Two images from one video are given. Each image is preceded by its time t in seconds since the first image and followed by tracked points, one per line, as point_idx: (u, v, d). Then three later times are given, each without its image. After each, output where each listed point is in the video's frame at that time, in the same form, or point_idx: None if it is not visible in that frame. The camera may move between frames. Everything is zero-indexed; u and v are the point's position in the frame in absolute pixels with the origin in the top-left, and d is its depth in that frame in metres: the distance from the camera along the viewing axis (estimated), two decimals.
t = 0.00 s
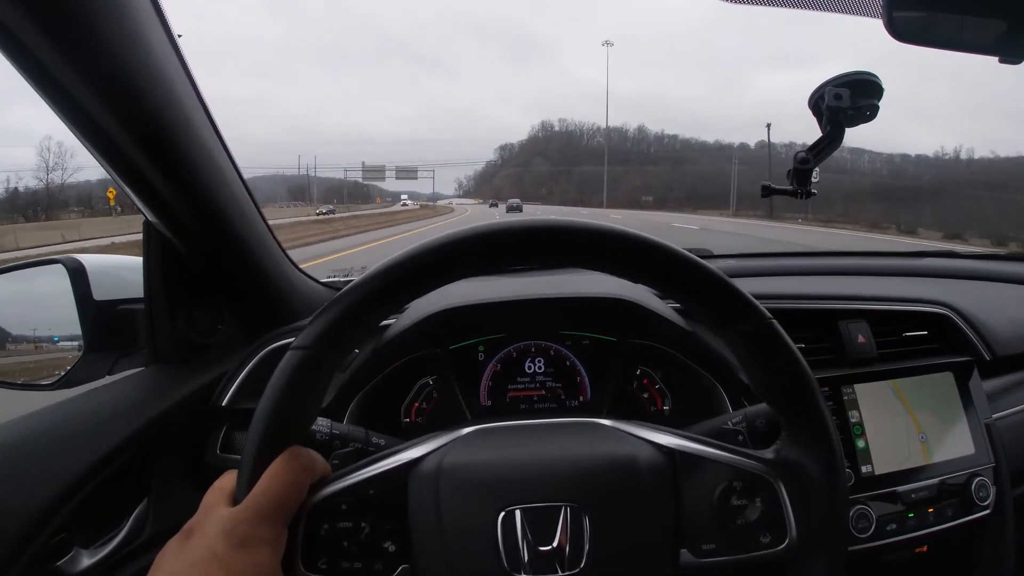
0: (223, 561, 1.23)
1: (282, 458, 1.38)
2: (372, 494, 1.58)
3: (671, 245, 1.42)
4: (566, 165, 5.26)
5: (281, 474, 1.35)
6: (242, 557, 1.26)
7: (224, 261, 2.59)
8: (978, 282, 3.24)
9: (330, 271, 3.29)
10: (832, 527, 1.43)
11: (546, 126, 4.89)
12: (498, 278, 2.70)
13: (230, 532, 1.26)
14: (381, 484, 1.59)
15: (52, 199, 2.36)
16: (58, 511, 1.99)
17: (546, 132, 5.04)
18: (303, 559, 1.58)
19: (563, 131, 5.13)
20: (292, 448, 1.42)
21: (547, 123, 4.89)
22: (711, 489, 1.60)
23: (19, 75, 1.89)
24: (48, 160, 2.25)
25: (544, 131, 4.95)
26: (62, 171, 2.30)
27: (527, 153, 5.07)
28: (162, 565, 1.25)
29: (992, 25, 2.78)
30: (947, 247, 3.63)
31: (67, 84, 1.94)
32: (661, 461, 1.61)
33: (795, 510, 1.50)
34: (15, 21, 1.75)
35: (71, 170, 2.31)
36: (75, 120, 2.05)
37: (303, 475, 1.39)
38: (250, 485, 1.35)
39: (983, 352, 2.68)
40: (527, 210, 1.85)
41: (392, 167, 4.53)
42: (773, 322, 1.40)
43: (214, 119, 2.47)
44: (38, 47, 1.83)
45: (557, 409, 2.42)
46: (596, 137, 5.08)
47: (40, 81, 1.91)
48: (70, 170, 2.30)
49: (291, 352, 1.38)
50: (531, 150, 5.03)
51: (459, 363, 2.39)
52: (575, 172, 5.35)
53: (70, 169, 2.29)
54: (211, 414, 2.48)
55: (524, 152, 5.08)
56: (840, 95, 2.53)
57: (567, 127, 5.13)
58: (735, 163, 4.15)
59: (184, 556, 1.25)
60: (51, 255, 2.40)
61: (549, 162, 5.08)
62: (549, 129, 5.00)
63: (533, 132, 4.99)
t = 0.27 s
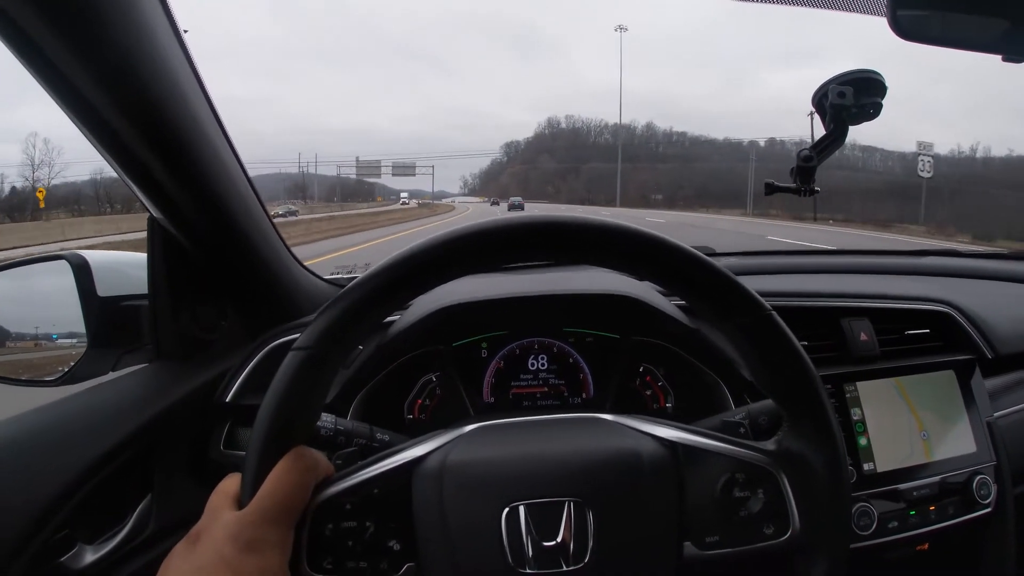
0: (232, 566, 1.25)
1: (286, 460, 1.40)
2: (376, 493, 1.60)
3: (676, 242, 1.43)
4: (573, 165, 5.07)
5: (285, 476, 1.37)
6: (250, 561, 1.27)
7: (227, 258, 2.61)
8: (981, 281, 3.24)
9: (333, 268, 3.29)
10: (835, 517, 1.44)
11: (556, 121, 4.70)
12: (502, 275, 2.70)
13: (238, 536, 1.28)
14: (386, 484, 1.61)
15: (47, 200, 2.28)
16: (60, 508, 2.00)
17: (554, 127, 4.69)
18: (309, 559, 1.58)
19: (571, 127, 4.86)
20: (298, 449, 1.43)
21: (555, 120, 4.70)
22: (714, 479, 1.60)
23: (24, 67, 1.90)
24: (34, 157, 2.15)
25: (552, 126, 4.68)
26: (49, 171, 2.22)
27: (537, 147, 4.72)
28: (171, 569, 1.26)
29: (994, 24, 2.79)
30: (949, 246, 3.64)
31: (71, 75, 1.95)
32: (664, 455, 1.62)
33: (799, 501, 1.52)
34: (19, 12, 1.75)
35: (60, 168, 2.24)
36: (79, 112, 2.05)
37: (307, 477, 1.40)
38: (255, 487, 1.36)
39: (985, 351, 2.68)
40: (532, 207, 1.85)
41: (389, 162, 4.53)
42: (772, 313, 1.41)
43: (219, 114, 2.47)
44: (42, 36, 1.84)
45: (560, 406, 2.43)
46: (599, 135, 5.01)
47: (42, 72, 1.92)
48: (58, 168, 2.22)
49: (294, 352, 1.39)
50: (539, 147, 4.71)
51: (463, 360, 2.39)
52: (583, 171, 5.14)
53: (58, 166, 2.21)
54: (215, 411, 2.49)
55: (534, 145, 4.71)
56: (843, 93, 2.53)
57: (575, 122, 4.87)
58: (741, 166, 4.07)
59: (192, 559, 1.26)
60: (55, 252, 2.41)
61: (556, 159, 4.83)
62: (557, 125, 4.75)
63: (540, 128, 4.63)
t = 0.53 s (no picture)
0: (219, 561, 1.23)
1: (273, 457, 1.38)
2: (365, 492, 1.58)
3: (666, 239, 1.41)
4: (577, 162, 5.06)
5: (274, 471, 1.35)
6: (237, 557, 1.25)
7: (221, 256, 2.58)
8: (981, 277, 3.22)
9: (328, 267, 3.28)
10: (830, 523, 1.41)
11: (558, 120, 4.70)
12: (496, 274, 2.69)
13: (225, 531, 1.26)
14: (374, 484, 1.59)
15: (32, 201, 2.27)
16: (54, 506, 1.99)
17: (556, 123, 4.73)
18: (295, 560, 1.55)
19: (576, 124, 4.83)
20: (282, 447, 1.41)
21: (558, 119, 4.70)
22: (708, 482, 1.57)
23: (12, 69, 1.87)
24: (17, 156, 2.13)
25: (555, 124, 4.69)
26: (31, 171, 2.20)
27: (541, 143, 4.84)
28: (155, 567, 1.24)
29: (992, 19, 2.77)
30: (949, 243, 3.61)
31: (62, 80, 1.93)
32: (655, 455, 1.61)
33: (794, 500, 1.49)
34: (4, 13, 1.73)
35: (43, 168, 2.21)
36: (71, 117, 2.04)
37: (296, 474, 1.38)
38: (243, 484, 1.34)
39: (983, 347, 2.66)
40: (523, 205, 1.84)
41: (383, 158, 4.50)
42: (765, 310, 1.39)
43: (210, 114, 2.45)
44: (31, 41, 1.82)
45: (555, 404, 2.40)
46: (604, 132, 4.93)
47: (34, 79, 1.90)
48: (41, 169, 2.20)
49: (282, 349, 1.37)
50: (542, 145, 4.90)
51: (456, 360, 2.37)
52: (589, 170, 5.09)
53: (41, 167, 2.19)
54: (210, 411, 2.49)
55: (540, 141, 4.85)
56: (840, 87, 2.51)
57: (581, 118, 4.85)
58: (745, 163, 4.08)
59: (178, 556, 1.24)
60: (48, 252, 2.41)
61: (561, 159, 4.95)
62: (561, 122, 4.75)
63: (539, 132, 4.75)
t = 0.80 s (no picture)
0: (215, 550, 1.23)
1: (274, 448, 1.38)
2: (366, 486, 1.58)
3: (667, 233, 1.41)
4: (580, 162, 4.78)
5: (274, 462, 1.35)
6: (234, 546, 1.25)
7: (220, 254, 2.58)
8: (980, 274, 3.22)
9: (327, 265, 3.27)
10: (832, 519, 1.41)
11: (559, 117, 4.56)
12: (496, 271, 2.69)
13: (223, 520, 1.26)
14: (376, 476, 1.59)
15: (20, 202, 2.19)
16: (55, 502, 1.99)
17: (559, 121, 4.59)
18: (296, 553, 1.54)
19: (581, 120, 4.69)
20: (284, 438, 1.41)
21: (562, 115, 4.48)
22: (710, 475, 1.58)
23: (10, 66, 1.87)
24: None
25: (560, 121, 4.52)
26: (14, 169, 2.12)
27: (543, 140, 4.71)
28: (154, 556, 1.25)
29: (990, 16, 2.77)
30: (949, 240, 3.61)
31: (60, 77, 1.92)
32: (658, 450, 1.61)
33: (794, 496, 1.49)
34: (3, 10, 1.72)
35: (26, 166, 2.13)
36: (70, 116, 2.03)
37: (297, 465, 1.38)
38: (243, 474, 1.35)
39: (982, 343, 2.67)
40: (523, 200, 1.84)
41: (376, 154, 4.49)
42: (767, 307, 1.39)
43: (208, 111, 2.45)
44: (30, 38, 1.81)
45: (555, 400, 2.40)
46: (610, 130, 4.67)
47: (32, 76, 1.89)
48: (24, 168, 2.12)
49: (283, 342, 1.37)
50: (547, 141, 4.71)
51: (456, 356, 2.37)
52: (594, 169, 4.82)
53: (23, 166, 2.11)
54: (210, 407, 2.48)
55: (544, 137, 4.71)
56: (837, 84, 2.52)
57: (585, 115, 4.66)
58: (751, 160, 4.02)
59: (177, 545, 1.25)
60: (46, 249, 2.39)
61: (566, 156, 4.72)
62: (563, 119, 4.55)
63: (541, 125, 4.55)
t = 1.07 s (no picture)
0: (223, 551, 1.24)
1: (279, 448, 1.39)
2: (370, 486, 1.59)
3: (665, 234, 1.42)
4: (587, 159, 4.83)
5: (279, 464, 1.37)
6: (241, 547, 1.27)
7: (223, 257, 2.60)
8: (981, 273, 3.22)
9: (329, 267, 3.29)
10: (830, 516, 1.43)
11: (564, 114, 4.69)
12: (498, 271, 2.70)
13: (230, 521, 1.27)
14: (380, 476, 1.61)
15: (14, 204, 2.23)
16: (61, 504, 2.00)
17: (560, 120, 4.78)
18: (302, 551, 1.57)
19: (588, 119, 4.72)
20: (291, 438, 1.43)
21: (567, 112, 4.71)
22: (710, 476, 1.60)
23: (14, 71, 1.89)
24: None
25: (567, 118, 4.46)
26: None
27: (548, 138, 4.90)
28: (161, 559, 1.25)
29: (989, 15, 2.78)
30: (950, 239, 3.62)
31: (63, 81, 1.94)
32: (659, 451, 1.62)
33: (795, 496, 1.51)
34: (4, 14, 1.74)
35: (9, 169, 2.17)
36: (71, 118, 2.05)
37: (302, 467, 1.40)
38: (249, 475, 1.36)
39: (982, 342, 2.67)
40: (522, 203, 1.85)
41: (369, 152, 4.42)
42: (767, 309, 1.40)
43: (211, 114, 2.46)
44: (30, 41, 1.83)
45: (557, 401, 2.42)
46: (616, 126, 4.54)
47: (35, 80, 1.91)
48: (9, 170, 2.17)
49: (287, 345, 1.39)
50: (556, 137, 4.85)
51: (458, 358, 2.40)
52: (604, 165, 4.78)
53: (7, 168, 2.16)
54: (214, 407, 2.49)
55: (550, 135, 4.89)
56: (837, 84, 2.53)
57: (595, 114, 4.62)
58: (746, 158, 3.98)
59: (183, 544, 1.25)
60: (51, 253, 2.42)
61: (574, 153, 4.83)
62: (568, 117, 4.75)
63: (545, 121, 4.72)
